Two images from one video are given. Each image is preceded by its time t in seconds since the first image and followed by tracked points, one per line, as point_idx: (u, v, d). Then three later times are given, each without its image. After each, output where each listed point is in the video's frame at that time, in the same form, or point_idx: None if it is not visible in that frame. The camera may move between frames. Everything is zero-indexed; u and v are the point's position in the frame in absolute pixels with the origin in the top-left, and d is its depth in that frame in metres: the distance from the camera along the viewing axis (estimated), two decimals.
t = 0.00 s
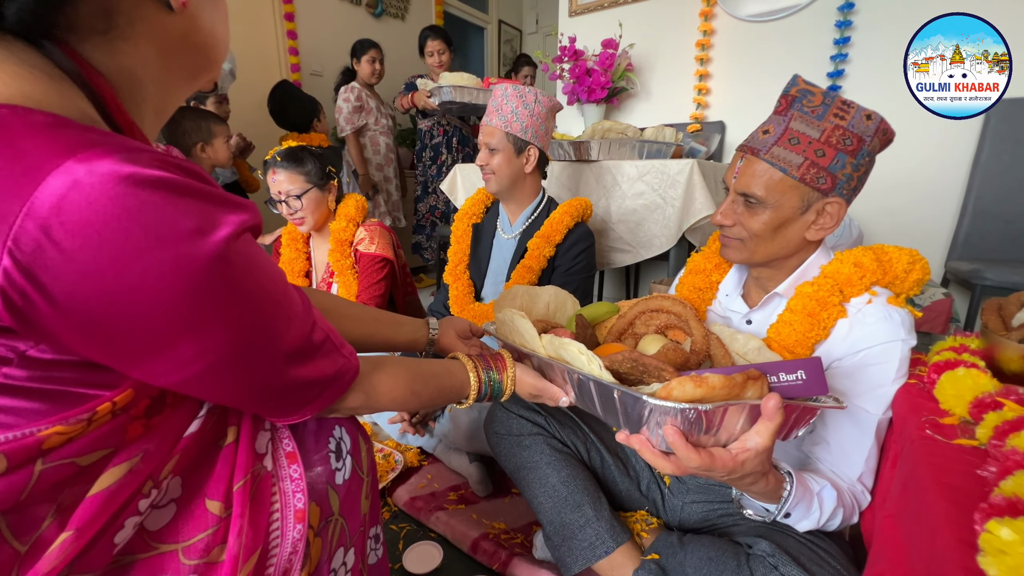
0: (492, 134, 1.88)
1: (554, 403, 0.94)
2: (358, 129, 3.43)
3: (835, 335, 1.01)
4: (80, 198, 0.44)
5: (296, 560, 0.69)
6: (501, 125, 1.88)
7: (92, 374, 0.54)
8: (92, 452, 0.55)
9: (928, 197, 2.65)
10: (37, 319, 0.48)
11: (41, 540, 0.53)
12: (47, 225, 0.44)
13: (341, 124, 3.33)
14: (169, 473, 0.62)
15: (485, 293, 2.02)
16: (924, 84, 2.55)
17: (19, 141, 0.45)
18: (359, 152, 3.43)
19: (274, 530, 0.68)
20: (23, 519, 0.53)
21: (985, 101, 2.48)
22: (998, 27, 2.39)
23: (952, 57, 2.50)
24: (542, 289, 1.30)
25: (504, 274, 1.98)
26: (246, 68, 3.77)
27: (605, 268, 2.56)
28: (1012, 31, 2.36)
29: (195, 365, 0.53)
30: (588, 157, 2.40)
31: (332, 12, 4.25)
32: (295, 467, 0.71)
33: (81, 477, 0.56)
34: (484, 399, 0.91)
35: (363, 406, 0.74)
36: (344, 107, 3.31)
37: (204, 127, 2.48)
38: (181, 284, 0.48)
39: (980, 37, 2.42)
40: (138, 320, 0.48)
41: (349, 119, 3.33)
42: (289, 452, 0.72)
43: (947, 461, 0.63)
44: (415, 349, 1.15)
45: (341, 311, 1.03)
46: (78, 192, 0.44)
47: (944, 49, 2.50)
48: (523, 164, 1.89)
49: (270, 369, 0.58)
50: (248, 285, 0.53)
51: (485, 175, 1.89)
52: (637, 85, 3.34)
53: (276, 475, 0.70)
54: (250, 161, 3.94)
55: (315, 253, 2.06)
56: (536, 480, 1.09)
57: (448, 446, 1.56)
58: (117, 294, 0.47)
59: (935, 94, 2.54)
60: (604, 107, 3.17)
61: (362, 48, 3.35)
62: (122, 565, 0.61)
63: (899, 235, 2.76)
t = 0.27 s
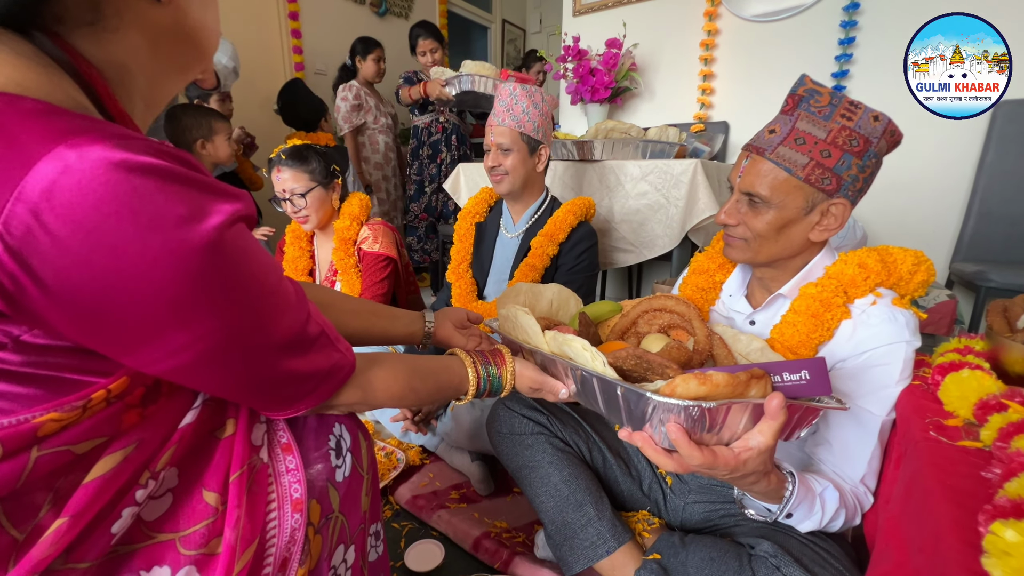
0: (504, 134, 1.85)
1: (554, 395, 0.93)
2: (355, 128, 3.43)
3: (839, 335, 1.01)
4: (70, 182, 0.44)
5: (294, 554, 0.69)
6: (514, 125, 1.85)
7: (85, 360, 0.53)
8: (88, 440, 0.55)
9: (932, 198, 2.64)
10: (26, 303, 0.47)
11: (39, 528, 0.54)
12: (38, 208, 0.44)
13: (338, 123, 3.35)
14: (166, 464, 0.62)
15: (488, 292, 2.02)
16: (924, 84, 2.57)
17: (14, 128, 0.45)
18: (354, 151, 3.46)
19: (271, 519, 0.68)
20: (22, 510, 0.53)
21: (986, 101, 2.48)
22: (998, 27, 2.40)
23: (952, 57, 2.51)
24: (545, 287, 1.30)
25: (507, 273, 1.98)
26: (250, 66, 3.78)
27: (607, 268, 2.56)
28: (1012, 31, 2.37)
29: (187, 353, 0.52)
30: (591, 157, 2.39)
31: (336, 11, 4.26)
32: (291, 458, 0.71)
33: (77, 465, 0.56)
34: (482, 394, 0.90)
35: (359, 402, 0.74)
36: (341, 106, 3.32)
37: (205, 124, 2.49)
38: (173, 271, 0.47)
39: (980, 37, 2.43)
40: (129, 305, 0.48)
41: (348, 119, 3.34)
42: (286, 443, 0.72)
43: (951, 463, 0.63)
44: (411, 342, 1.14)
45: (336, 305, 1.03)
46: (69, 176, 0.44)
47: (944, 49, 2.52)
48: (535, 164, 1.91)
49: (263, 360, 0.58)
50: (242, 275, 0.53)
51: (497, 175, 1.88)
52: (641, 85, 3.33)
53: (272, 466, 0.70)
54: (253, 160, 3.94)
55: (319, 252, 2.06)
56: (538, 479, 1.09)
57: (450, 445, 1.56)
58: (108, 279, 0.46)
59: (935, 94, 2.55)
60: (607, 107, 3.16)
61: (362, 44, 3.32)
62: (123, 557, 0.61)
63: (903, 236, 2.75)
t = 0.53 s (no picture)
0: (511, 133, 1.85)
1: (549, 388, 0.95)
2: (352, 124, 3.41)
3: (840, 335, 1.01)
4: (62, 167, 0.44)
5: (297, 544, 0.70)
6: (521, 124, 1.86)
7: (80, 347, 0.52)
8: (89, 429, 0.54)
9: (935, 198, 2.63)
10: (16, 290, 0.47)
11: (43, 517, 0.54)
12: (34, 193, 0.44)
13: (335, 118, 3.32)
14: (165, 453, 0.62)
15: (488, 290, 2.01)
16: (925, 84, 2.56)
17: (14, 117, 0.44)
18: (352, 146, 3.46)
19: (270, 508, 0.69)
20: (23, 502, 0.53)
21: (985, 101, 2.48)
22: (998, 27, 2.40)
23: (952, 57, 2.52)
24: (546, 286, 1.29)
25: (509, 272, 1.98)
26: (252, 64, 3.78)
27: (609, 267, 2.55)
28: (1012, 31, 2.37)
29: (178, 343, 0.52)
30: (592, 156, 2.39)
31: (339, 9, 4.26)
32: (289, 449, 0.72)
33: (76, 455, 0.55)
34: (477, 390, 0.91)
35: (354, 398, 0.74)
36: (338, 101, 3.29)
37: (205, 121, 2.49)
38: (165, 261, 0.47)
39: (980, 37, 2.44)
40: (119, 293, 0.47)
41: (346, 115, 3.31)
42: (281, 435, 0.73)
43: (952, 464, 0.63)
44: (410, 333, 1.15)
45: (337, 299, 1.02)
46: (60, 162, 0.44)
47: (944, 49, 2.52)
48: (540, 163, 1.92)
49: (256, 353, 0.57)
50: (236, 267, 0.52)
51: (502, 174, 1.87)
52: (643, 84, 3.33)
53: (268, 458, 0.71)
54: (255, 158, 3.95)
55: (321, 250, 2.06)
56: (539, 477, 1.09)
57: (451, 444, 1.56)
58: (100, 267, 0.46)
59: (935, 94, 2.55)
60: (609, 106, 3.16)
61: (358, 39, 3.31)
62: (124, 552, 0.61)
63: (905, 237, 2.74)
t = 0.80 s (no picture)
0: (518, 131, 1.85)
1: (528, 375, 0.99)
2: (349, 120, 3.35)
3: (843, 336, 1.01)
4: (39, 153, 0.44)
5: (297, 537, 0.70)
6: (526, 123, 1.86)
7: (64, 339, 0.52)
8: (78, 422, 0.53)
9: (937, 199, 2.63)
10: None
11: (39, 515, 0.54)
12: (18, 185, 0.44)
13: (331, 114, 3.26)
14: (159, 446, 0.61)
15: (489, 289, 2.01)
16: (925, 84, 2.56)
17: (8, 112, 0.45)
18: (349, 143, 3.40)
19: (266, 500, 0.69)
20: (19, 499, 0.52)
21: (985, 101, 2.48)
22: (998, 27, 2.40)
23: (953, 57, 2.51)
24: (546, 288, 1.30)
25: (510, 271, 1.97)
26: (254, 62, 3.78)
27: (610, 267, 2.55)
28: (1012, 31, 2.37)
29: (161, 335, 0.52)
30: (595, 155, 2.39)
31: (341, 7, 4.25)
32: (280, 442, 0.73)
33: (67, 450, 0.55)
34: (461, 376, 0.93)
35: (339, 391, 0.75)
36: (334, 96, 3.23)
37: (206, 119, 2.49)
38: (147, 249, 0.47)
39: (980, 37, 2.44)
40: (101, 282, 0.47)
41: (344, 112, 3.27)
42: (271, 428, 0.73)
43: (954, 465, 0.63)
44: (407, 324, 1.16)
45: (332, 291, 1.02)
46: (37, 149, 0.44)
47: (944, 49, 2.52)
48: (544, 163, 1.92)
49: (241, 345, 0.57)
50: (221, 257, 0.53)
51: (508, 172, 1.87)
52: (645, 83, 3.32)
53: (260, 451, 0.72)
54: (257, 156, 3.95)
55: (322, 248, 2.06)
56: (539, 476, 1.09)
57: (451, 442, 1.56)
58: (84, 255, 0.46)
59: (935, 94, 2.55)
60: (611, 105, 3.15)
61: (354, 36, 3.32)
62: (124, 548, 0.61)
63: (907, 238, 2.74)
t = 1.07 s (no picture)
0: (523, 130, 1.84)
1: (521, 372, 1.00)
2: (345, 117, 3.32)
3: (843, 338, 1.01)
4: (27, 144, 0.44)
5: (293, 532, 0.70)
6: (532, 120, 1.85)
7: (53, 332, 0.52)
8: (70, 415, 0.53)
9: (939, 200, 2.62)
10: None
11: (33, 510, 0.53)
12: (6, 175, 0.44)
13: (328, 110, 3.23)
14: (153, 440, 0.61)
15: (491, 287, 2.01)
16: (924, 84, 2.56)
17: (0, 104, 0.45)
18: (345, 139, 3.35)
19: (261, 492, 0.69)
20: (13, 493, 0.52)
21: (985, 101, 2.47)
22: (999, 27, 2.40)
23: (952, 57, 2.51)
24: (545, 287, 1.29)
25: (511, 270, 1.97)
26: (256, 59, 3.78)
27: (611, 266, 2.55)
28: (1012, 31, 2.37)
29: (150, 329, 0.52)
30: (596, 154, 2.39)
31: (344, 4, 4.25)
32: (274, 435, 0.73)
33: (58, 443, 0.55)
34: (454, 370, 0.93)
35: (332, 387, 0.75)
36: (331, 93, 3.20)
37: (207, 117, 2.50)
38: (135, 242, 0.47)
39: (980, 37, 2.44)
40: (90, 276, 0.47)
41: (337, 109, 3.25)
42: (263, 422, 0.73)
43: (954, 466, 0.63)
44: (399, 320, 1.15)
45: (324, 285, 1.02)
46: (25, 139, 0.44)
47: (944, 49, 2.52)
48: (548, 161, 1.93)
49: (232, 341, 0.57)
50: (212, 250, 0.53)
51: (513, 171, 1.88)
52: (648, 83, 3.32)
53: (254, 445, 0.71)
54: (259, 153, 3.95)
55: (323, 245, 2.06)
56: (538, 475, 1.09)
57: (451, 440, 1.56)
58: (72, 246, 0.46)
59: (935, 94, 2.55)
60: (613, 105, 3.15)
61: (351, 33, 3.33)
62: (119, 543, 0.61)
63: (909, 239, 2.73)
